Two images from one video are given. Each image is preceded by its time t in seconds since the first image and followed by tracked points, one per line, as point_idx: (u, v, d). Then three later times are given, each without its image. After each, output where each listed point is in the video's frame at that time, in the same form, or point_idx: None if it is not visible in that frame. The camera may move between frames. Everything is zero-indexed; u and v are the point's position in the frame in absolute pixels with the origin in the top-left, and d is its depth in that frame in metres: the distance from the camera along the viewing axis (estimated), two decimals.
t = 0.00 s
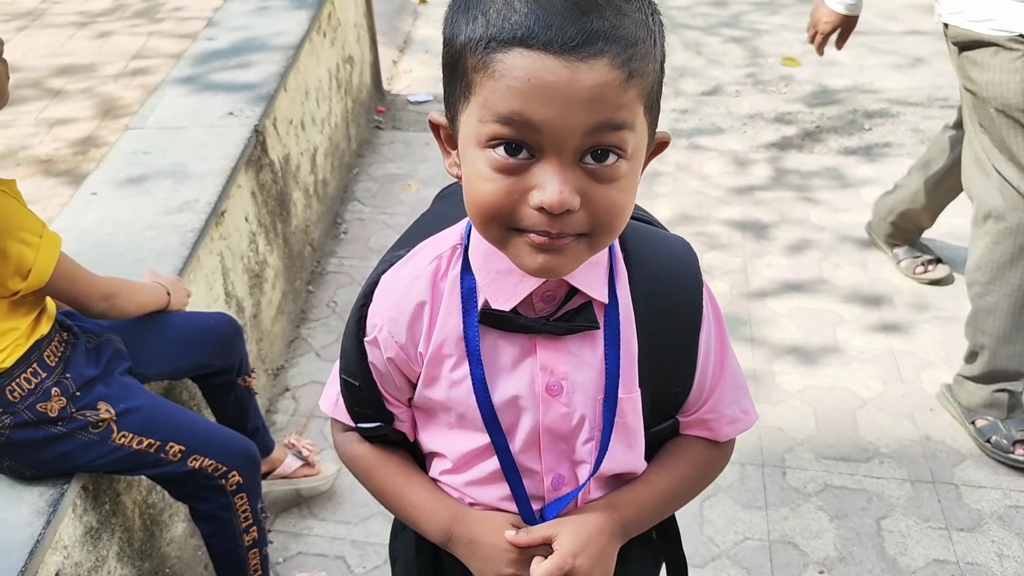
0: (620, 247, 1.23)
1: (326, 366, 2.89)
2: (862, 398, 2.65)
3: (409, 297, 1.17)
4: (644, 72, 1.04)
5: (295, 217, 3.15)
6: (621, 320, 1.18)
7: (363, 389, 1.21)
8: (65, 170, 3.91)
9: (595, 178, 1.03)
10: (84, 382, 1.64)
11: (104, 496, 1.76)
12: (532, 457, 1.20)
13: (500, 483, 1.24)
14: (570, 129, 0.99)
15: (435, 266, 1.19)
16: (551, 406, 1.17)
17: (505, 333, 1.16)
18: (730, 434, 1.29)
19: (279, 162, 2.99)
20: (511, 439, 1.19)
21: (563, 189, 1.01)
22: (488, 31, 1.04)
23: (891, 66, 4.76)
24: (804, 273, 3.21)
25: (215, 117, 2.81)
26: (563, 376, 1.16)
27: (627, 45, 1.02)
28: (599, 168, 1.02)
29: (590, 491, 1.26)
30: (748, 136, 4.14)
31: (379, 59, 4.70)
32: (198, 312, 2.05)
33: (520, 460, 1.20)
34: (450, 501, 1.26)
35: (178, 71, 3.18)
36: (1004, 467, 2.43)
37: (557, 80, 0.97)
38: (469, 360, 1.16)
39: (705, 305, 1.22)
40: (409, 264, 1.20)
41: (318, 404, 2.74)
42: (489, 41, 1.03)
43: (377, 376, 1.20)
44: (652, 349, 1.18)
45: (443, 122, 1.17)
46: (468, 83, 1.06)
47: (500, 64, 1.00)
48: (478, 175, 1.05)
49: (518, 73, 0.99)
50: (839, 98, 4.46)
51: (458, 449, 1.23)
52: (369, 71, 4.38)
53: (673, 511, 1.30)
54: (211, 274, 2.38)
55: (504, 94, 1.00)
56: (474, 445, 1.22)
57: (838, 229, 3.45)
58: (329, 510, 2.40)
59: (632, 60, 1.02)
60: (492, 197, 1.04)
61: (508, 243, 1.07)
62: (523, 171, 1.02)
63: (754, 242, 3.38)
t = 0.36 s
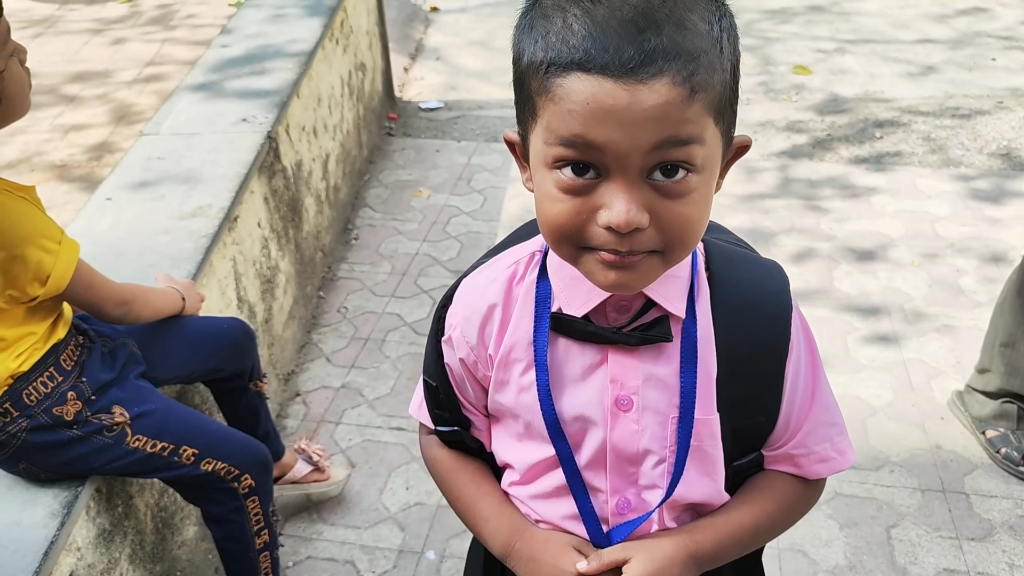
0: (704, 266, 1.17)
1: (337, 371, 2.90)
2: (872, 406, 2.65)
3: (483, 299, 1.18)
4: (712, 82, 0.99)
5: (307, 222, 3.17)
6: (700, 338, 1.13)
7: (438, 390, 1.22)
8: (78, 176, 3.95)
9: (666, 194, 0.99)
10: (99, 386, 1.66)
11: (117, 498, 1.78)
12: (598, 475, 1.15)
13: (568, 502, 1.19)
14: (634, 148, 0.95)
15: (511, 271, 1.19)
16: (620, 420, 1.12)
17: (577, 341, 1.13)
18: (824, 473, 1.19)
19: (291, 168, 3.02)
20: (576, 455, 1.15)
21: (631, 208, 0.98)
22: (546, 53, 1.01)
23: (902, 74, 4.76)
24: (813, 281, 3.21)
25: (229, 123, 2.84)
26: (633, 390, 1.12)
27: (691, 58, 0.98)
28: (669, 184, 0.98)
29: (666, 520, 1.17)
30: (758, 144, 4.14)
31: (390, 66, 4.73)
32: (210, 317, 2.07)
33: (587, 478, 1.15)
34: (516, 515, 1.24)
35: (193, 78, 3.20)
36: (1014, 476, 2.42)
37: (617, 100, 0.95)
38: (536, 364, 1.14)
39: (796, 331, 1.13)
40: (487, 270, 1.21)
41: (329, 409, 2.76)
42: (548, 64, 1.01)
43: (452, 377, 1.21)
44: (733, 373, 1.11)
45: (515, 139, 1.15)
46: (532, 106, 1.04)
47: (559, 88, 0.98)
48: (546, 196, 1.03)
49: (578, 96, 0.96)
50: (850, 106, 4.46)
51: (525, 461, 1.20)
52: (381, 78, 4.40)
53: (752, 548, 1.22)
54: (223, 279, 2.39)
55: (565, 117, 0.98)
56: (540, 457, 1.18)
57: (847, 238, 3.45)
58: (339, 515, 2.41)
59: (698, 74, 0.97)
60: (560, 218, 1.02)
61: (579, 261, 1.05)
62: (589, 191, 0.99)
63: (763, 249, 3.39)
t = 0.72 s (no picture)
0: (695, 281, 1.16)
1: (348, 374, 2.93)
2: (882, 414, 2.65)
3: (471, 294, 1.19)
4: (713, 106, 1.00)
5: (320, 227, 3.20)
6: (681, 353, 1.12)
7: (425, 377, 1.25)
8: (95, 180, 3.99)
9: (657, 211, 1.00)
10: (119, 386, 1.69)
11: (131, 498, 1.80)
12: (570, 477, 1.17)
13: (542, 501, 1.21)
14: (628, 163, 0.96)
15: (502, 270, 1.20)
16: (594, 428, 1.13)
17: (559, 346, 1.14)
18: (799, 495, 1.19)
19: (305, 173, 3.04)
20: (551, 458, 1.17)
21: (622, 222, 0.99)
22: (553, 59, 1.03)
23: (915, 82, 4.76)
24: (825, 289, 3.21)
25: (244, 129, 2.87)
26: (610, 400, 1.12)
27: (695, 80, 0.98)
28: (661, 202, 0.99)
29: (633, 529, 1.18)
30: (770, 151, 4.15)
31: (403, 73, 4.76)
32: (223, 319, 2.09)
33: (561, 479, 1.17)
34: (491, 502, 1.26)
35: (207, 84, 3.24)
36: None
37: (618, 115, 0.96)
38: (517, 364, 1.16)
39: (781, 355, 1.12)
40: (482, 264, 1.22)
41: (340, 413, 2.78)
42: (553, 70, 1.02)
43: (439, 365, 1.23)
44: (714, 394, 1.10)
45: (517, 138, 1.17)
46: (534, 109, 1.05)
47: (561, 95, 1.00)
48: (540, 201, 1.04)
49: (580, 106, 0.97)
50: (862, 114, 4.45)
51: (504, 457, 1.22)
52: (394, 85, 4.43)
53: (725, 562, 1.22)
54: (237, 283, 2.42)
55: (563, 125, 0.99)
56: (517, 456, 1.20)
57: (859, 246, 3.44)
58: (348, 517, 2.43)
59: (701, 97, 0.98)
60: (552, 223, 1.04)
61: (567, 267, 1.06)
62: (581, 201, 1.01)
63: (775, 257, 3.39)
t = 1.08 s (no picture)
0: (693, 273, 1.16)
1: (359, 372, 2.94)
2: (895, 416, 2.63)
3: (471, 289, 1.19)
4: (714, 94, 1.01)
5: (333, 226, 3.21)
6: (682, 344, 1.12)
7: (424, 374, 1.24)
8: (109, 178, 4.02)
9: (661, 198, 1.00)
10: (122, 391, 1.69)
11: (145, 495, 1.81)
12: (574, 469, 1.16)
13: (544, 494, 1.21)
14: (633, 149, 0.96)
15: (501, 265, 1.20)
16: (598, 419, 1.13)
17: (561, 338, 1.14)
18: (801, 480, 1.20)
19: (318, 172, 3.06)
20: (554, 449, 1.16)
21: (628, 209, 0.99)
22: (557, 49, 1.03)
23: (929, 83, 4.73)
24: (839, 290, 3.19)
25: (258, 128, 2.89)
26: (614, 391, 1.12)
27: (696, 69, 0.99)
28: (665, 188, 0.99)
29: (637, 519, 1.18)
30: (783, 152, 4.14)
31: (416, 73, 4.77)
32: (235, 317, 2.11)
33: (563, 472, 1.17)
34: (490, 497, 1.26)
35: (221, 83, 3.26)
36: None
37: (622, 100, 0.96)
38: (519, 357, 1.15)
39: (779, 343, 1.13)
40: (481, 260, 1.22)
41: (351, 411, 2.79)
42: (558, 59, 1.02)
43: (438, 362, 1.22)
44: (714, 384, 1.12)
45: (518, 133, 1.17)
46: (538, 99, 1.05)
47: (567, 83, 0.99)
48: (545, 191, 1.04)
49: (585, 93, 0.98)
50: (876, 115, 4.43)
51: (505, 452, 1.22)
52: (407, 85, 4.45)
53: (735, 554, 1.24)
54: (249, 281, 2.43)
55: (569, 112, 0.99)
56: (519, 449, 1.20)
57: (873, 248, 3.43)
58: (361, 515, 2.44)
59: (703, 84, 0.99)
60: (557, 212, 1.03)
61: (572, 258, 1.06)
62: (587, 189, 1.00)
63: (789, 258, 3.38)
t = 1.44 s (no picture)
0: (728, 261, 1.16)
1: (373, 368, 2.95)
2: (908, 414, 2.63)
3: (507, 281, 1.20)
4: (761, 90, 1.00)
5: (346, 223, 3.23)
6: (718, 330, 1.12)
7: (461, 367, 1.26)
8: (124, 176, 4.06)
9: (731, 205, 1.00)
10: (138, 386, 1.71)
11: (161, 487, 1.83)
12: (613, 461, 1.16)
13: (581, 485, 1.20)
14: (710, 178, 0.96)
15: (535, 258, 1.21)
16: (636, 408, 1.13)
17: (598, 328, 1.14)
18: (844, 466, 1.18)
19: (331, 169, 3.07)
20: (594, 440, 1.16)
21: (706, 228, 0.98)
22: (608, 100, 0.98)
23: (944, 80, 4.71)
24: (851, 288, 3.18)
25: (272, 125, 2.91)
26: (652, 379, 1.12)
27: (748, 74, 0.98)
28: (731, 195, 1.00)
29: (675, 508, 1.17)
30: (796, 150, 4.13)
31: (428, 71, 4.79)
32: (250, 313, 2.13)
33: (602, 462, 1.17)
34: (525, 490, 1.27)
35: (235, 81, 3.28)
36: None
37: (692, 141, 0.94)
38: (556, 347, 1.16)
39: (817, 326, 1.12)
40: (516, 253, 1.23)
41: (365, 407, 2.80)
42: (613, 111, 0.97)
43: (476, 355, 1.24)
44: (752, 370, 1.11)
45: (546, 156, 1.14)
46: (592, 149, 1.01)
47: (632, 137, 0.96)
48: (613, 231, 1.02)
49: (651, 142, 0.95)
50: (890, 113, 4.41)
51: (542, 442, 1.22)
52: (419, 82, 4.46)
53: (766, 546, 1.22)
54: (264, 277, 2.45)
55: (638, 163, 0.96)
56: (557, 439, 1.20)
57: (886, 246, 3.41)
58: (374, 510, 2.46)
59: (754, 87, 0.98)
60: (632, 249, 1.02)
61: (645, 272, 1.06)
62: (664, 226, 0.99)
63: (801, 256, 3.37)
